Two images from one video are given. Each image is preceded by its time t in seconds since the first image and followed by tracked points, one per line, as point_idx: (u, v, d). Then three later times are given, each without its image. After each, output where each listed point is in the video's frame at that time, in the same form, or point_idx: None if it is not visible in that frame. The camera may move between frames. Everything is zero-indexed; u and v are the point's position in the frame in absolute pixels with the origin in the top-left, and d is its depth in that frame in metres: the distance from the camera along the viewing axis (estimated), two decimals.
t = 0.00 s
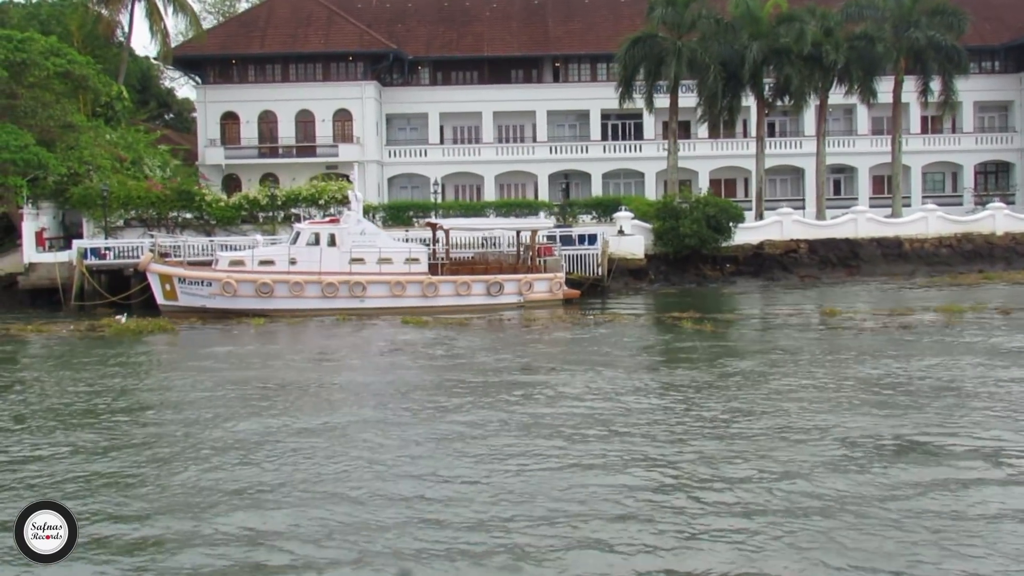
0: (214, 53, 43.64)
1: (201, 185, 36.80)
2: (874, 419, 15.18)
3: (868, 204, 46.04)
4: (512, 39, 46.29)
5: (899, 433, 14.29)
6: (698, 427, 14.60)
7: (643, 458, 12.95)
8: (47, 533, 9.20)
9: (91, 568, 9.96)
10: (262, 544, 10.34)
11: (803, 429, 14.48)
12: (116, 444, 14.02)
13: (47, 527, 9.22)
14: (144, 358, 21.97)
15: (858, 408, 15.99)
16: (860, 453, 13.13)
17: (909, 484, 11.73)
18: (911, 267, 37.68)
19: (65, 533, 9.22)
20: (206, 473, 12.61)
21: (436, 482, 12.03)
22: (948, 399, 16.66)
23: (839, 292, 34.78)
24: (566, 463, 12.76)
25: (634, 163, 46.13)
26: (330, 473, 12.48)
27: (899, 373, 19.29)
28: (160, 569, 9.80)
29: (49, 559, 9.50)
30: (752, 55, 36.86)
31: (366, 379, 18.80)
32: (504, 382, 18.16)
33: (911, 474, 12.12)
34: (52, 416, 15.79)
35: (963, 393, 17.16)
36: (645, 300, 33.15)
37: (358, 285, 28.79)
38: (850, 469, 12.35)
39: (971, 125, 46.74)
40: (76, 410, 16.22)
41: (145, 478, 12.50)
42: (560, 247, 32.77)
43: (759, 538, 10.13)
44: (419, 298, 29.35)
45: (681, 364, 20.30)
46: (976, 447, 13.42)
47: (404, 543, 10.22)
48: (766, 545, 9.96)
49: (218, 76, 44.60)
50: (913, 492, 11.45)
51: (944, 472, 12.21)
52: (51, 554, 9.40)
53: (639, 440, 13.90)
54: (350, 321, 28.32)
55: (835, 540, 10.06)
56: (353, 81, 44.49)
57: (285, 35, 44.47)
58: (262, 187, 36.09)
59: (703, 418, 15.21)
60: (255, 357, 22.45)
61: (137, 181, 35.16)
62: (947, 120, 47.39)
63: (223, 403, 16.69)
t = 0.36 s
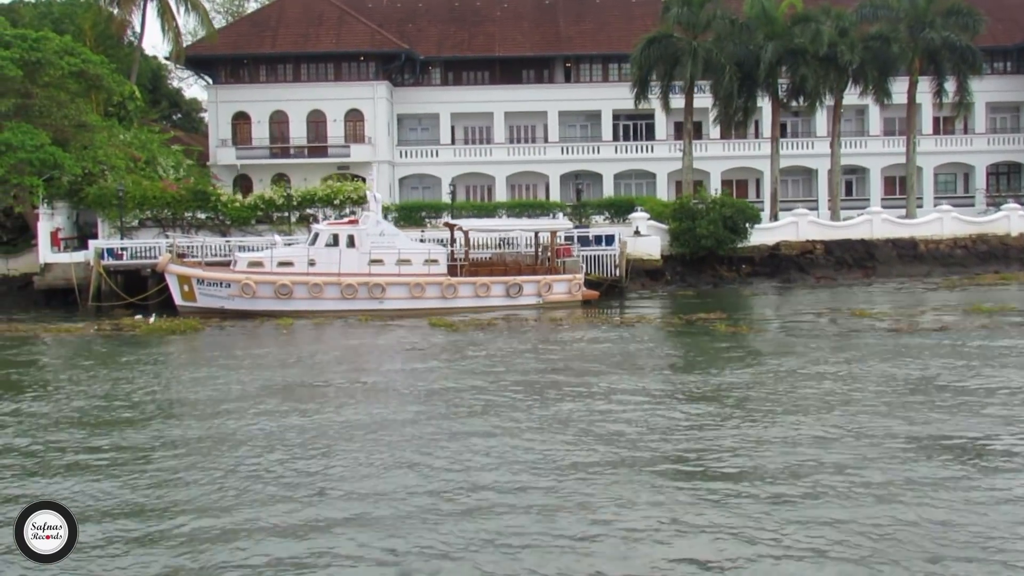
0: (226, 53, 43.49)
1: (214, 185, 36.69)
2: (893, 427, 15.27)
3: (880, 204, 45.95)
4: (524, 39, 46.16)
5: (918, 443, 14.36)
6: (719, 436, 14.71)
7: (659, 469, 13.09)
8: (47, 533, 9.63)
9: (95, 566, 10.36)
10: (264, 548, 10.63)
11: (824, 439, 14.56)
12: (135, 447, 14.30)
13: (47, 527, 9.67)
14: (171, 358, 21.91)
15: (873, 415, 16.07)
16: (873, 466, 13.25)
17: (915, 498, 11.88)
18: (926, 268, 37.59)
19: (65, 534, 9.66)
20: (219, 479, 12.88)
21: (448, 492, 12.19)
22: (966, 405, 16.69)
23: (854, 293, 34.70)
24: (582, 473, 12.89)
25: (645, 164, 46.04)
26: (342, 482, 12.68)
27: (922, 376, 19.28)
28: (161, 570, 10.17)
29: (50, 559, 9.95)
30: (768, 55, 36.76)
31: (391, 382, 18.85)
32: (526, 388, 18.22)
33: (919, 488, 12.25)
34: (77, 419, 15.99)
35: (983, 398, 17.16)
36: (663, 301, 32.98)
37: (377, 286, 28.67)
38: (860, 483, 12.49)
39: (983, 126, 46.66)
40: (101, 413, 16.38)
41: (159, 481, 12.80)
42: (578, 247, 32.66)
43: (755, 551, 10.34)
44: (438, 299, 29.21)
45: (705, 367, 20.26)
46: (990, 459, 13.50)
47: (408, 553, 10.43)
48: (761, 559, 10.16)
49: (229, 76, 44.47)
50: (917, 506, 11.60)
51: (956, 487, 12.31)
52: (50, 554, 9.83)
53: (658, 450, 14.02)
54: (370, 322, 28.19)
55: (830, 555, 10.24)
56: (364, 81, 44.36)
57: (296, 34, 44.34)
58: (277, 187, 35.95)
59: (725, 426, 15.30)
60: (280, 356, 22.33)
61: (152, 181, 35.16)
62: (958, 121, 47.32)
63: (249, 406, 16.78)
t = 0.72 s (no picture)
0: (238, 54, 43.36)
1: (229, 187, 36.60)
2: (922, 429, 15.10)
3: (891, 207, 45.84)
4: (535, 41, 46.06)
5: (949, 446, 14.19)
6: (749, 438, 14.56)
7: (688, 471, 12.93)
8: (47, 533, 9.51)
9: (102, 568, 10.25)
10: (277, 554, 10.49)
11: (855, 442, 14.39)
12: (155, 448, 14.20)
13: (47, 527, 9.54)
14: (195, 359, 21.80)
15: (898, 417, 15.90)
16: (903, 469, 13.08)
17: (944, 502, 11.70)
18: (940, 271, 37.49)
19: (65, 533, 9.53)
20: (237, 480, 12.74)
21: (470, 497, 12.02)
22: (994, 407, 16.50)
23: (867, 296, 34.59)
24: (608, 475, 12.77)
25: (656, 166, 45.93)
26: (362, 485, 12.53)
27: (948, 378, 19.10)
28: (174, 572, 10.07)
29: (50, 559, 9.82)
30: (783, 57, 36.62)
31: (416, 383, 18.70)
32: (551, 390, 18.09)
33: (947, 492, 12.11)
34: (98, 420, 15.91)
35: (1009, 400, 17.01)
36: (680, 303, 32.87)
37: (395, 289, 28.56)
38: (889, 486, 12.33)
39: (994, 129, 46.60)
40: (124, 413, 16.28)
41: (176, 483, 12.69)
42: (596, 250, 32.57)
43: (779, 557, 10.18)
44: (456, 301, 29.09)
45: (730, 370, 20.15)
46: (1018, 463, 13.38)
47: (424, 558, 10.28)
48: (784, 567, 9.99)
49: (240, 77, 44.33)
50: (945, 510, 11.43)
51: (988, 492, 12.12)
52: (50, 554, 9.72)
53: (685, 452, 13.88)
54: (389, 324, 28.08)
55: (855, 564, 10.08)
56: (376, 83, 44.23)
57: (307, 35, 44.22)
58: (291, 189, 35.87)
59: (753, 428, 15.15)
60: (305, 358, 22.21)
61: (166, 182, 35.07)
62: (970, 124, 47.26)
63: (274, 408, 16.65)
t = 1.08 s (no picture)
0: (249, 55, 43.23)
1: (243, 188, 36.54)
2: (946, 431, 15.08)
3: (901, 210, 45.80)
4: (546, 43, 45.99)
5: (973, 448, 14.14)
6: (772, 440, 14.54)
7: (710, 473, 12.90)
8: (47, 533, 9.59)
9: (106, 567, 10.27)
10: (293, 555, 10.50)
11: (880, 443, 14.36)
12: (174, 449, 14.20)
13: (47, 527, 9.62)
14: (221, 360, 21.75)
15: (917, 419, 15.88)
16: (927, 471, 13.04)
17: (964, 506, 11.67)
18: (954, 274, 37.40)
19: (65, 533, 9.62)
20: (253, 481, 12.74)
21: (490, 498, 12.01)
22: (1016, 410, 16.44)
23: (881, 299, 34.48)
24: (631, 477, 12.75)
25: (667, 169, 45.82)
26: (380, 486, 12.50)
27: (968, 380, 19.06)
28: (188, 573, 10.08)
29: (50, 559, 9.90)
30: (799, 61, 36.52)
31: (440, 384, 18.63)
32: (572, 392, 18.06)
33: (970, 496, 12.07)
34: (120, 420, 15.89)
35: None
36: (696, 306, 32.77)
37: (413, 290, 28.45)
38: (911, 489, 12.30)
39: (1005, 132, 46.59)
40: (145, 414, 16.24)
41: (190, 483, 12.71)
42: (614, 252, 32.50)
43: (796, 561, 10.17)
44: (475, 302, 28.97)
45: (756, 372, 20.08)
46: None
47: (438, 561, 10.28)
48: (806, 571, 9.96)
49: (251, 78, 44.21)
50: (965, 514, 11.40)
51: (1012, 496, 12.09)
52: (50, 554, 9.80)
53: (708, 454, 13.85)
54: (407, 326, 27.98)
55: (875, 567, 10.07)
56: (387, 84, 44.12)
57: (318, 37, 44.12)
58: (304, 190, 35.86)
59: (776, 430, 15.13)
60: (329, 360, 22.10)
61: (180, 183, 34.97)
62: (979, 127, 47.24)
63: (297, 408, 16.60)
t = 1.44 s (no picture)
0: (260, 56, 43.11)
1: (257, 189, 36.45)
2: (969, 431, 15.05)
3: (912, 212, 45.69)
4: (556, 45, 45.90)
5: (997, 448, 14.11)
6: (797, 439, 14.53)
7: (735, 473, 12.90)
8: (47, 533, 9.82)
9: (117, 562, 10.35)
10: (310, 551, 10.53)
11: (909, 444, 14.27)
12: (197, 449, 14.20)
13: (47, 527, 9.86)
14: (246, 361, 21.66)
15: (938, 419, 15.87)
16: (953, 471, 12.98)
17: (988, 505, 11.65)
18: (968, 276, 37.33)
19: (65, 533, 9.84)
20: (275, 480, 12.75)
21: (512, 497, 12.01)
22: None
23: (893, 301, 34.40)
24: (656, 477, 12.74)
25: (677, 171, 45.71)
26: (403, 486, 12.48)
27: (987, 381, 19.04)
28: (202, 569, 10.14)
29: (50, 560, 10.08)
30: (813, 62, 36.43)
31: (463, 385, 18.60)
32: (596, 392, 18.05)
33: (993, 495, 12.06)
34: (142, 420, 15.88)
35: None
36: (712, 308, 32.67)
37: (431, 291, 28.34)
38: (936, 488, 12.27)
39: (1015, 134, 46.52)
40: (170, 415, 16.22)
41: (210, 482, 12.74)
42: (632, 254, 32.41)
43: (817, 559, 10.18)
44: (493, 303, 28.86)
45: (781, 373, 20.01)
46: None
47: (457, 558, 10.30)
48: (827, 568, 9.97)
49: (261, 79, 44.10)
50: (988, 513, 11.39)
51: None
52: (51, 555, 9.99)
53: (734, 453, 13.84)
54: (425, 327, 27.88)
55: (895, 565, 10.07)
56: (397, 86, 43.99)
57: (328, 38, 44.00)
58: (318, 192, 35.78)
59: (802, 430, 15.12)
60: (354, 362, 22.01)
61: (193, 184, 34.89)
62: (990, 130, 47.18)
63: (322, 409, 16.55)
